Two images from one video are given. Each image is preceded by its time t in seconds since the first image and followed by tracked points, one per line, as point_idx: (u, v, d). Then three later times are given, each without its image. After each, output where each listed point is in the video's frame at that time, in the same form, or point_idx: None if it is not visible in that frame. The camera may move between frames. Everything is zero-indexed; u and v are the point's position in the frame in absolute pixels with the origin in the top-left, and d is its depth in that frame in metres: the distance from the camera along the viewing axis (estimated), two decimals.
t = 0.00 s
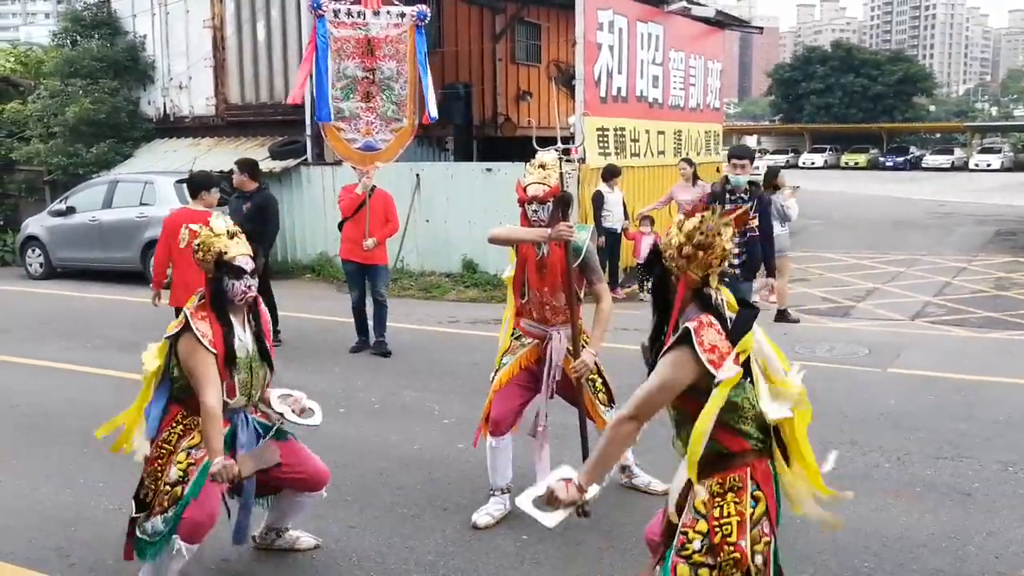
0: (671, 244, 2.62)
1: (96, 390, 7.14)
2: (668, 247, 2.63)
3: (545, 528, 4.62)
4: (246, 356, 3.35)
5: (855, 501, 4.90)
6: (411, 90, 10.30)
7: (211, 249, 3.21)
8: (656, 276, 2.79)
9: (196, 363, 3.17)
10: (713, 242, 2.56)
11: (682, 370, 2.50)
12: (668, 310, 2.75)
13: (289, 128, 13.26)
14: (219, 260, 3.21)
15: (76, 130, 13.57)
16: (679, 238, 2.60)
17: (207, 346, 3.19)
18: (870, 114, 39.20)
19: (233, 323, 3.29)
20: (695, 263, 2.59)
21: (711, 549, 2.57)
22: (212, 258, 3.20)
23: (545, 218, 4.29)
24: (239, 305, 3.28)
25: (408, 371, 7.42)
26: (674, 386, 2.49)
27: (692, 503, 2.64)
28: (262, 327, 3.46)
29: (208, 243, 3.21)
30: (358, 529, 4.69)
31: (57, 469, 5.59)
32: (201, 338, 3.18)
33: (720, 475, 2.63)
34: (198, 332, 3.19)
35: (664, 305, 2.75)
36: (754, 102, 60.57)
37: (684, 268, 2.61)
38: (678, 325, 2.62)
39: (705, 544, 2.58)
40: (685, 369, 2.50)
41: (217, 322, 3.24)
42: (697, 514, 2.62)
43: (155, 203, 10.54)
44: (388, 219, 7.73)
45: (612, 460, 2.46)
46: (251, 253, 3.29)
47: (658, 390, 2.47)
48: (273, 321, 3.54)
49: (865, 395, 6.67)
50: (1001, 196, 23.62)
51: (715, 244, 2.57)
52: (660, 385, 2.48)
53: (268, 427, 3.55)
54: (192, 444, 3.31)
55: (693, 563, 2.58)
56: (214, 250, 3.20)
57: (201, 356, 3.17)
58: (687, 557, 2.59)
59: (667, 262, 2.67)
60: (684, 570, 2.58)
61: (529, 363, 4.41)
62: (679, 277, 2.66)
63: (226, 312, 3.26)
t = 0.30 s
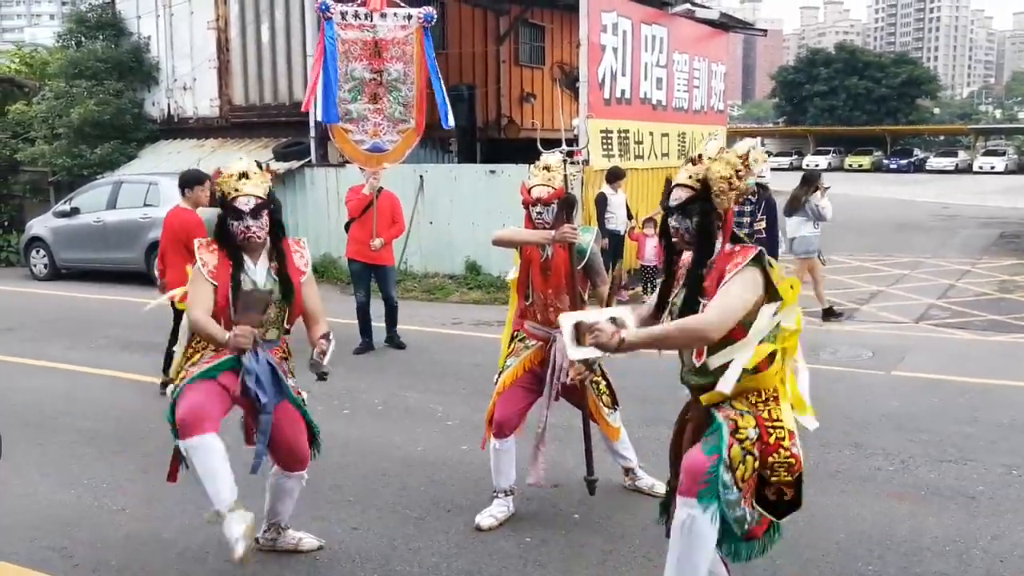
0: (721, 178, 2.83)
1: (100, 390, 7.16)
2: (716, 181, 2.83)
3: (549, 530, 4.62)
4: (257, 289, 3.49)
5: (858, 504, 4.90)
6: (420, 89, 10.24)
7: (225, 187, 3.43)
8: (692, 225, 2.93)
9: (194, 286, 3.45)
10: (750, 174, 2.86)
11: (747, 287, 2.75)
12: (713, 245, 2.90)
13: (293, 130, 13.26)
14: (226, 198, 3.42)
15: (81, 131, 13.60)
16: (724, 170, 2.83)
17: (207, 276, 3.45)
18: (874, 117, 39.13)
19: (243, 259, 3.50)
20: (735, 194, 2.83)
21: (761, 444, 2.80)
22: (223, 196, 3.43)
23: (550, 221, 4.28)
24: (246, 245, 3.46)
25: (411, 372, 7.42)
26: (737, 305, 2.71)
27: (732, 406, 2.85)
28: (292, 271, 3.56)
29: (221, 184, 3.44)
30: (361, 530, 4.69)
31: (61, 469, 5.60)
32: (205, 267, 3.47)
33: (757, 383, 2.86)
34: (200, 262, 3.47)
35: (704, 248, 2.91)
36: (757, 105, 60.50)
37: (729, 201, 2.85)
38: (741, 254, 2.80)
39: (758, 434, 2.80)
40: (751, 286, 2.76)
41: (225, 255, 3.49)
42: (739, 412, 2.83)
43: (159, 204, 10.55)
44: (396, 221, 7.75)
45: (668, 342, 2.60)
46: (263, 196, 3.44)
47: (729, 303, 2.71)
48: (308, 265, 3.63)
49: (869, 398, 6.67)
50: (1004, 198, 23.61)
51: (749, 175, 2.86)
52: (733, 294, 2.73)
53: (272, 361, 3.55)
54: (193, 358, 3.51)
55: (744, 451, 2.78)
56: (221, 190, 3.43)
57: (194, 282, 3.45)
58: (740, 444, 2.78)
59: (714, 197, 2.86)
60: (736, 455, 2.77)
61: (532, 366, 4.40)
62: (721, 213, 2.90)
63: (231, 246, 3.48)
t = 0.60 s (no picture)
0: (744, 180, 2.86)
1: (107, 392, 7.18)
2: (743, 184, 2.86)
3: (555, 531, 4.62)
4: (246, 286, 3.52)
5: (866, 506, 4.89)
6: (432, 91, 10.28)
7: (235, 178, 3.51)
8: (726, 232, 2.85)
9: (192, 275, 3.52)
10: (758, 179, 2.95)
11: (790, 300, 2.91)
12: (745, 252, 2.88)
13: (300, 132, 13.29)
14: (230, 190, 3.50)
15: (89, 134, 13.66)
16: (746, 174, 2.87)
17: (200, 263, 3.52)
18: (881, 118, 39.03)
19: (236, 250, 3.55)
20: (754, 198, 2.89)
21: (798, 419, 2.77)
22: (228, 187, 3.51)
23: (556, 222, 4.29)
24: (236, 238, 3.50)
25: (417, 374, 7.44)
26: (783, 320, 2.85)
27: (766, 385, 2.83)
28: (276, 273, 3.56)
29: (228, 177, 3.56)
30: (367, 532, 4.70)
31: (69, 470, 5.61)
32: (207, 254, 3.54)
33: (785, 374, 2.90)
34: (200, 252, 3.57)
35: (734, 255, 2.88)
36: (763, 107, 60.40)
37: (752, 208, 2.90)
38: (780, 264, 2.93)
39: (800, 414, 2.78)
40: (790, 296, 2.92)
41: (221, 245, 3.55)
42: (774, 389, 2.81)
43: (167, 206, 10.59)
44: (410, 221, 7.73)
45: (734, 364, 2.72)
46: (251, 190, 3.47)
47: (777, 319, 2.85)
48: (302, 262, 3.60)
49: (876, 400, 6.65)
50: (1011, 199, 23.55)
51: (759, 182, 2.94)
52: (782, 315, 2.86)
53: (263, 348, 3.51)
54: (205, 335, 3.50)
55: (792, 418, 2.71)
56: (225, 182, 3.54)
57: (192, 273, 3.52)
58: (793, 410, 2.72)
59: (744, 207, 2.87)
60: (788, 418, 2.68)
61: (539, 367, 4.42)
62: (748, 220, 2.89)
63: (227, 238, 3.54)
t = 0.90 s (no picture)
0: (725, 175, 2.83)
1: (111, 392, 7.19)
2: (717, 176, 2.81)
3: (558, 532, 4.62)
4: (251, 300, 3.44)
5: (869, 507, 4.88)
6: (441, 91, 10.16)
7: (221, 193, 3.35)
8: (695, 227, 2.84)
9: (183, 299, 3.33)
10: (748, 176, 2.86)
11: (764, 302, 2.69)
12: (715, 246, 2.80)
13: (304, 132, 13.30)
14: (224, 205, 3.35)
15: (93, 134, 13.68)
16: (728, 169, 2.83)
17: (200, 284, 3.34)
18: (886, 118, 38.96)
19: (232, 265, 3.42)
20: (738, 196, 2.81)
21: (769, 473, 2.69)
22: (219, 201, 3.35)
23: (560, 223, 4.28)
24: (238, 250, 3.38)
25: (421, 374, 7.44)
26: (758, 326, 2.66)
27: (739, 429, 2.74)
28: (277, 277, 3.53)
29: (219, 186, 3.35)
30: (370, 532, 4.71)
31: (73, 470, 5.62)
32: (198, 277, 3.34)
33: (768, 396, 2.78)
34: (194, 270, 3.36)
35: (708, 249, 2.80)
36: (767, 107, 60.34)
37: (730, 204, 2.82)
38: (747, 254, 2.78)
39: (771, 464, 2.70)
40: (763, 298, 2.70)
41: (215, 263, 3.37)
42: (747, 436, 2.72)
43: (171, 206, 10.61)
44: (420, 221, 7.73)
45: (706, 389, 2.64)
46: (258, 202, 3.38)
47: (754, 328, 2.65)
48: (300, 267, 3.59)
49: (879, 401, 6.64)
50: (1015, 200, 23.52)
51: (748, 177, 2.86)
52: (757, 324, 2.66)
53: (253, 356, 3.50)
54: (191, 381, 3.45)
55: (757, 486, 2.66)
56: (220, 194, 3.34)
57: (188, 291, 3.34)
58: (754, 477, 2.66)
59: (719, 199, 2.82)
60: (750, 490, 2.66)
61: (542, 367, 4.39)
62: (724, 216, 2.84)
63: (225, 254, 3.38)
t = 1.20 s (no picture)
0: (658, 290, 2.51)
1: (111, 389, 7.19)
2: (655, 290, 2.51)
3: (557, 529, 4.63)
4: (252, 387, 3.39)
5: (869, 505, 4.88)
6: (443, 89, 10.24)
7: (223, 281, 3.19)
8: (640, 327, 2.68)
9: (203, 397, 3.15)
10: (699, 286, 2.44)
11: (667, 436, 2.32)
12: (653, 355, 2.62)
13: (304, 129, 13.31)
14: (231, 293, 3.20)
15: (93, 131, 13.68)
16: (665, 282, 2.49)
17: (221, 381, 3.18)
18: (887, 116, 38.90)
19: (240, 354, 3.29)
20: (682, 310, 2.45)
21: None
22: (225, 291, 3.18)
23: (559, 220, 4.26)
24: (247, 335, 3.29)
25: (420, 371, 7.44)
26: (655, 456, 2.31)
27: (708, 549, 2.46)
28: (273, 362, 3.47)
29: (219, 276, 3.18)
30: (370, 529, 4.71)
31: (73, 467, 5.63)
32: (211, 370, 3.16)
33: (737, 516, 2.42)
34: (210, 365, 3.17)
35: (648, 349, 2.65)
36: (768, 104, 60.26)
37: (670, 313, 2.48)
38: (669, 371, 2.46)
39: None
40: (669, 430, 2.32)
41: (227, 355, 3.21)
42: (711, 555, 2.43)
43: (171, 203, 10.62)
44: (420, 218, 7.73)
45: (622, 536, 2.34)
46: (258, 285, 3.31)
47: (648, 455, 2.31)
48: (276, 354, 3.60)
49: (879, 398, 6.64)
50: (1016, 198, 23.53)
51: (700, 288, 2.44)
52: (651, 447, 2.32)
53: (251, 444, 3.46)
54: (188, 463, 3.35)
55: None
56: (226, 283, 3.18)
57: (208, 392, 3.16)
58: None
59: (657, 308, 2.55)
60: None
61: (541, 364, 4.38)
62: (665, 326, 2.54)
63: (234, 345, 3.24)
